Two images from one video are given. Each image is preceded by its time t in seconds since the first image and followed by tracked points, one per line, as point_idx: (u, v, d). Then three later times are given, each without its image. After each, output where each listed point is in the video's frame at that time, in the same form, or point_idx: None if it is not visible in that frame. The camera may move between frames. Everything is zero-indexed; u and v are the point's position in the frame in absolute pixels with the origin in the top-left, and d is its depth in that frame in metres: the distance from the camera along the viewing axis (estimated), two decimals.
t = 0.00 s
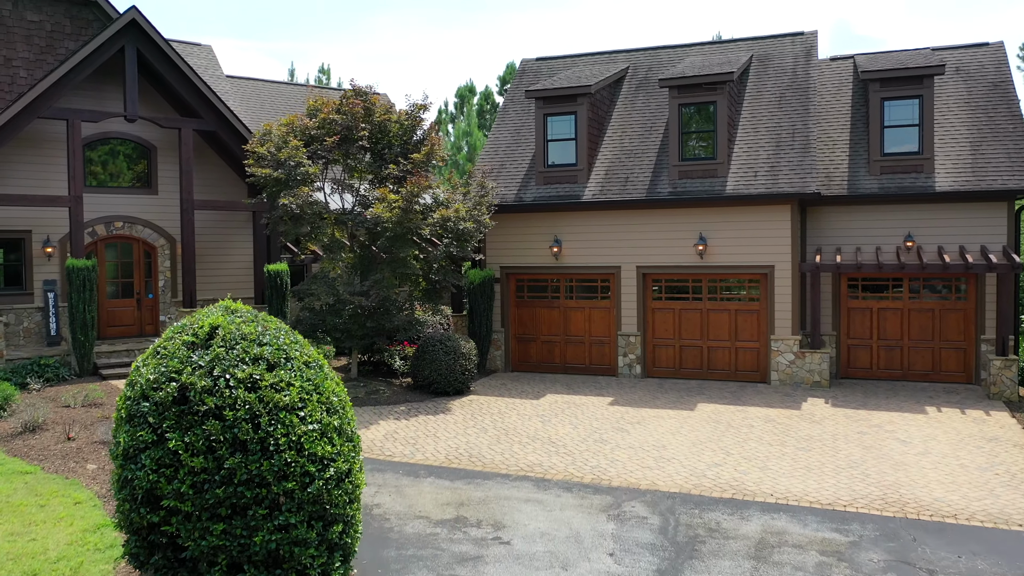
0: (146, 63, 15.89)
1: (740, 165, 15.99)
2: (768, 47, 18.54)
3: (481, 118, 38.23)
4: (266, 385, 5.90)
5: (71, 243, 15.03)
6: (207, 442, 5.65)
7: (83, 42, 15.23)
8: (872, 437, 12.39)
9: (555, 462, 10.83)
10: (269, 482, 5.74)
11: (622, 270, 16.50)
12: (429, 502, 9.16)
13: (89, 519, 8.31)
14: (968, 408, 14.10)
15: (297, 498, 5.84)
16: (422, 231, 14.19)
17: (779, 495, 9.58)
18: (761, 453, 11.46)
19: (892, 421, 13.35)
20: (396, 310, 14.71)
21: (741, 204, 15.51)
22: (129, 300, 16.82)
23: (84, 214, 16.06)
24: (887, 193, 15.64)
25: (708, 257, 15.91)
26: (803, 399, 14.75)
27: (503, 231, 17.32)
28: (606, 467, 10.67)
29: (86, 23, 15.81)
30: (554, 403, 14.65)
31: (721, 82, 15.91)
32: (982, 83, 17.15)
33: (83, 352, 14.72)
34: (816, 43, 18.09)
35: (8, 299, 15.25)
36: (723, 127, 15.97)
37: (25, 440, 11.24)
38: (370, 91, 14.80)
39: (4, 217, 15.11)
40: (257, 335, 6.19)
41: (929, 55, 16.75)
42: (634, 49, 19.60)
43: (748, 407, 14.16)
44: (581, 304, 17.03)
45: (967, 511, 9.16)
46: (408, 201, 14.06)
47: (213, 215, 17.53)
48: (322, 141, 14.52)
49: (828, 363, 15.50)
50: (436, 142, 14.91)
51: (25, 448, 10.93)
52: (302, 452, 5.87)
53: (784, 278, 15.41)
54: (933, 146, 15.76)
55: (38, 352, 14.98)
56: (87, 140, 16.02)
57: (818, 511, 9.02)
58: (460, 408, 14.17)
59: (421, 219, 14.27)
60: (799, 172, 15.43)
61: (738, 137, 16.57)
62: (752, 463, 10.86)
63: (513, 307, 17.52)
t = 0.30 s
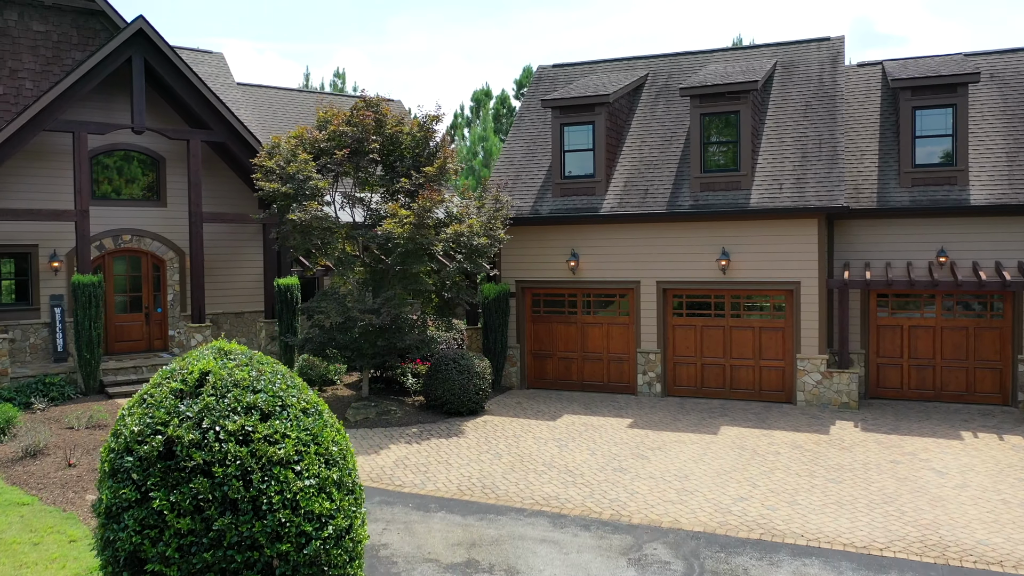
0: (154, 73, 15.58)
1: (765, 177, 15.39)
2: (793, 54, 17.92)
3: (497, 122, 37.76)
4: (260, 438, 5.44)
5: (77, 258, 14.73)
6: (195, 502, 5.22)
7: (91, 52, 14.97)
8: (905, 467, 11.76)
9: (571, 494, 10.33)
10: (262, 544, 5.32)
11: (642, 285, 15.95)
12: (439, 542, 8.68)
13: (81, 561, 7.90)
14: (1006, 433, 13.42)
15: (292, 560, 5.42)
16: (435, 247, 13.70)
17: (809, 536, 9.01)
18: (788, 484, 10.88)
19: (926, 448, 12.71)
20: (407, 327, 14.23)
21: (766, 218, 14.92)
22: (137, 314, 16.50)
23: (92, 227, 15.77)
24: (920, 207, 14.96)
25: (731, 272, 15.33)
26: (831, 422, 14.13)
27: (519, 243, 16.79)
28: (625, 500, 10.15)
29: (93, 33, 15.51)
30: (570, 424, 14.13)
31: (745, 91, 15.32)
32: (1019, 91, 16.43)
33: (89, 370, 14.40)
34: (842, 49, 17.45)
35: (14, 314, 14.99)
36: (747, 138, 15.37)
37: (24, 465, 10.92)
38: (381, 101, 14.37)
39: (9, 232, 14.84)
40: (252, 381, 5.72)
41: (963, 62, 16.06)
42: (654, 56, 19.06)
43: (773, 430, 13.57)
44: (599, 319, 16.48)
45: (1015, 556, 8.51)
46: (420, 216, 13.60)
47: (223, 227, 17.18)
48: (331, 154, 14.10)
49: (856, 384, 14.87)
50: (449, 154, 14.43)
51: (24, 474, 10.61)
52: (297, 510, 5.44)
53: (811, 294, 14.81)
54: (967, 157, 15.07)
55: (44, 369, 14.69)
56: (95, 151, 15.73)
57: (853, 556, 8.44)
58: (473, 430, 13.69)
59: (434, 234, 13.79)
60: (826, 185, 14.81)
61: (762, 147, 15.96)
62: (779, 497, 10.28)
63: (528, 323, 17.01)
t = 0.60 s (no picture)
0: (163, 83, 15.28)
1: (792, 189, 14.78)
2: (821, 59, 17.27)
3: (515, 126, 37.24)
4: (252, 498, 5.02)
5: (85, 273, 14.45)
6: (179, 568, 4.85)
7: (99, 62, 14.71)
8: (943, 499, 11.12)
9: (590, 529, 9.82)
10: None
11: (664, 301, 15.38)
12: None
13: None
14: None
15: None
16: (448, 263, 13.22)
17: None
18: (820, 518, 10.29)
19: (965, 477, 12.05)
20: (421, 346, 13.76)
21: (794, 232, 14.31)
22: (148, 328, 16.22)
23: (101, 240, 15.51)
24: (956, 220, 14.26)
25: (757, 288, 14.74)
26: (862, 446, 13.50)
27: (536, 256, 16.26)
28: (646, 536, 9.62)
29: (103, 43, 15.24)
30: (589, 446, 13.62)
31: (771, 99, 14.72)
32: None
33: (97, 388, 14.10)
34: (873, 54, 16.77)
35: (22, 329, 14.75)
36: (773, 149, 14.77)
37: (26, 491, 10.60)
38: (393, 112, 13.93)
39: (17, 245, 14.60)
40: (245, 431, 5.27)
41: (1001, 67, 15.34)
42: (675, 62, 18.49)
43: (802, 456, 12.96)
44: (619, 335, 15.93)
45: None
46: (434, 231, 13.12)
47: (234, 240, 16.84)
48: (343, 167, 13.68)
49: (889, 406, 14.21)
50: (464, 166, 13.94)
51: (25, 501, 10.29)
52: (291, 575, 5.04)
53: (841, 312, 14.18)
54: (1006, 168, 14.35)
55: (51, 386, 14.42)
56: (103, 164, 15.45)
57: None
58: (487, 452, 13.21)
59: (448, 251, 13.31)
60: (858, 198, 14.17)
61: (789, 158, 15.34)
62: (810, 533, 9.71)
63: (546, 338, 16.49)
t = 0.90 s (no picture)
0: (172, 93, 14.95)
1: (820, 201, 14.15)
2: (850, 64, 16.61)
3: (532, 129, 36.75)
4: (234, 562, 5.04)
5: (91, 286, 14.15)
6: None
7: (107, 71, 14.43)
8: (985, 534, 10.45)
9: (608, 565, 9.30)
10: None
11: (686, 317, 14.81)
12: None
13: None
14: None
15: None
16: (462, 280, 12.71)
17: None
18: (852, 555, 9.70)
19: (1006, 508, 11.37)
20: (433, 364, 13.28)
21: (823, 246, 13.69)
22: (157, 342, 15.89)
23: (109, 253, 15.21)
24: (995, 234, 13.54)
25: (783, 304, 14.12)
26: (894, 472, 12.86)
27: (553, 269, 15.72)
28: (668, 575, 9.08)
29: (111, 52, 14.93)
30: (607, 469, 13.09)
31: (799, 107, 14.09)
32: None
33: (103, 406, 13.79)
34: (905, 59, 16.10)
35: (28, 344, 14.48)
36: (801, 158, 14.15)
37: (24, 517, 10.27)
38: (406, 123, 13.50)
39: (24, 259, 14.33)
40: (230, 490, 5.26)
41: None
42: (697, 67, 17.91)
43: (831, 482, 12.35)
44: (639, 351, 15.35)
45: None
46: (448, 247, 12.63)
47: (244, 252, 16.47)
48: (354, 179, 13.25)
49: (923, 428, 13.55)
50: (479, 178, 13.45)
51: (22, 528, 9.96)
52: None
53: (872, 330, 13.54)
54: None
55: (57, 402, 14.13)
56: (112, 174, 15.16)
57: None
58: (501, 474, 12.73)
59: (462, 267, 12.79)
60: (890, 210, 13.51)
61: (818, 168, 14.71)
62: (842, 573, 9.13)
63: (563, 354, 15.94)
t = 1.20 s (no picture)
0: (173, 101, 14.58)
1: (845, 213, 13.56)
2: (874, 69, 15.99)
3: (545, 133, 36.29)
4: None
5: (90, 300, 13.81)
6: None
7: (107, 79, 14.08)
8: None
9: None
10: None
11: (704, 333, 14.25)
12: None
13: None
14: None
15: None
16: (471, 297, 12.18)
17: None
18: None
19: None
20: (440, 383, 12.80)
21: (847, 261, 13.11)
22: (159, 357, 15.51)
23: (110, 265, 14.86)
24: None
25: (806, 320, 13.53)
26: (923, 498, 12.24)
27: (566, 282, 15.20)
28: None
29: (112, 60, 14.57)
30: (620, 493, 12.58)
31: (823, 116, 13.49)
32: None
33: (102, 424, 13.42)
34: (932, 64, 15.46)
35: (27, 360, 14.16)
36: (825, 169, 13.55)
37: (15, 546, 9.91)
38: (413, 133, 13.04)
39: (22, 272, 14.00)
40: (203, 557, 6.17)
41: None
42: (715, 72, 17.36)
43: (856, 510, 11.77)
44: (655, 368, 14.80)
45: None
46: (456, 262, 12.10)
47: (248, 263, 16.06)
48: (358, 192, 12.79)
49: (953, 452, 12.93)
50: (488, 191, 12.96)
51: (12, 558, 9.58)
52: None
53: (899, 348, 12.94)
54: None
55: (55, 420, 13.79)
56: (113, 184, 14.81)
57: None
58: (511, 499, 12.24)
59: (470, 283, 12.26)
60: (919, 224, 12.90)
61: (842, 178, 14.11)
62: None
63: (575, 370, 15.41)
